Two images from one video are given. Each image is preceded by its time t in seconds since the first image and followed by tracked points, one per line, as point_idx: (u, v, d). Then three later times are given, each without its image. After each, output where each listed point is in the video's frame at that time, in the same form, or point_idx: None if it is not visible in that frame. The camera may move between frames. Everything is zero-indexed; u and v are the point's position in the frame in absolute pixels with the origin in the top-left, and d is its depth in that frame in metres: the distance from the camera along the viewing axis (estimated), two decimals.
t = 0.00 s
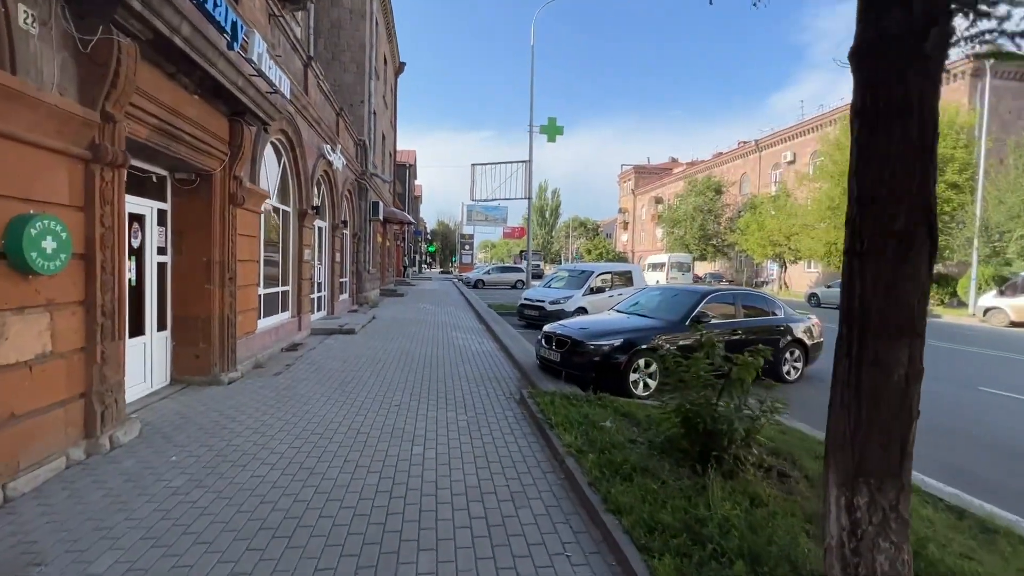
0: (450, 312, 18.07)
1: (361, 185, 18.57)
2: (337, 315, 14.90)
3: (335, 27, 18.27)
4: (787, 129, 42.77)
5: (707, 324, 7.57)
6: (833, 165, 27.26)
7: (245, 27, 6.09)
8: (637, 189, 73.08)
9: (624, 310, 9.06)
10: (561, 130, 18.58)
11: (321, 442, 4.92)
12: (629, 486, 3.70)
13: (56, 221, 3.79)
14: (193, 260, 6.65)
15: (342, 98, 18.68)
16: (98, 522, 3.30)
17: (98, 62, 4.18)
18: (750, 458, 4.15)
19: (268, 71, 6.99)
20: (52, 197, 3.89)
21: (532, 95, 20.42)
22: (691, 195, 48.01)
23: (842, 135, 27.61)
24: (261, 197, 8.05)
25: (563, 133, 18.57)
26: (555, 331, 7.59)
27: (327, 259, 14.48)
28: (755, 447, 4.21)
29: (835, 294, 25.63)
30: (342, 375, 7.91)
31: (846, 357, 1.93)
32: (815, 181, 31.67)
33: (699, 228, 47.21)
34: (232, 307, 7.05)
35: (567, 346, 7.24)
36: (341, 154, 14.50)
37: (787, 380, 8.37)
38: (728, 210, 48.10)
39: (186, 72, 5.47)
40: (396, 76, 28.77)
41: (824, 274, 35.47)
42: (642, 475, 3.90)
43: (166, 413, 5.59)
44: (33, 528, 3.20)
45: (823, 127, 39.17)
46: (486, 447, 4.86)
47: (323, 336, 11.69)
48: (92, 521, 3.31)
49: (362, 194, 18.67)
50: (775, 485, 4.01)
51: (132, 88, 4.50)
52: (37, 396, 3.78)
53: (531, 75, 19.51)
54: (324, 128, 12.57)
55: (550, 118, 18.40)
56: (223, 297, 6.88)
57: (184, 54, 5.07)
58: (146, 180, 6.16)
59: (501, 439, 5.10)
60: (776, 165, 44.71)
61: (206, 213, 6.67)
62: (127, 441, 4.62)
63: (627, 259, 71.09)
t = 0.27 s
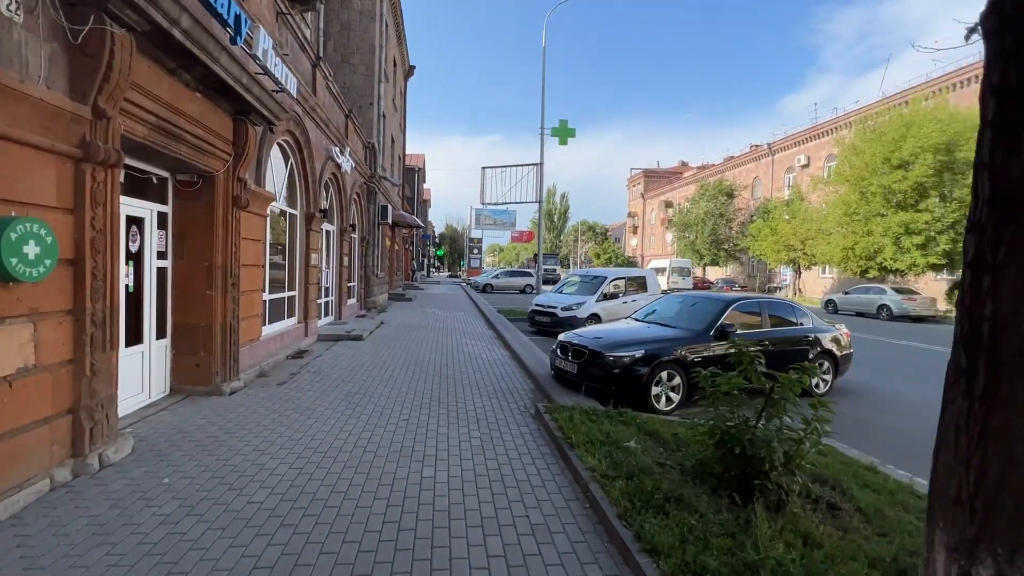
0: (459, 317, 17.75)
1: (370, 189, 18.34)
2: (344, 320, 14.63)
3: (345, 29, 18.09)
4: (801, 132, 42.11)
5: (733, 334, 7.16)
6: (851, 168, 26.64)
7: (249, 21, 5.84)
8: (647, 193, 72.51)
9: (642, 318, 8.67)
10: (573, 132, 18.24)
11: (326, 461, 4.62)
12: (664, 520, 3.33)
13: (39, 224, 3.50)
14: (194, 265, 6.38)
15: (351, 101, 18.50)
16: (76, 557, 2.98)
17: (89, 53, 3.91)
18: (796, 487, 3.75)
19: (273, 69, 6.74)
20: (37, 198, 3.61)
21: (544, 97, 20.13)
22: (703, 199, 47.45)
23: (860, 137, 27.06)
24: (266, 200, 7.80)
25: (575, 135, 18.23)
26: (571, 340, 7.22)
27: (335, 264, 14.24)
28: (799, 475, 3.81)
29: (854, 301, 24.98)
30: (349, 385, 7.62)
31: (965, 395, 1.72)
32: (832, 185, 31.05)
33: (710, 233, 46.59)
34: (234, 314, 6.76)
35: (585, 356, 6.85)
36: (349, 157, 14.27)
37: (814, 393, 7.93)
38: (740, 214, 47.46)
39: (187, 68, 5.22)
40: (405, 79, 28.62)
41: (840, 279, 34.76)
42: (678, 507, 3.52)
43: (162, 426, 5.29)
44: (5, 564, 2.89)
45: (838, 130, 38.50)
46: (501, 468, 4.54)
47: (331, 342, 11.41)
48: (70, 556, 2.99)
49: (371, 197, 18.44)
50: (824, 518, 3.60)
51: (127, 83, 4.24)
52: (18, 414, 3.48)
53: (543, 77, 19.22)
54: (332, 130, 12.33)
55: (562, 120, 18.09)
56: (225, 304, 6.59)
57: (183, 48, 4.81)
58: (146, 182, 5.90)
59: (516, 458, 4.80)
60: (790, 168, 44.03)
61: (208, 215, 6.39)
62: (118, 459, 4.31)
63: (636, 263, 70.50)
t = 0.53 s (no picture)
0: (463, 321, 17.42)
1: (374, 190, 18.06)
2: (346, 323, 14.32)
3: (351, 28, 17.86)
4: (808, 137, 41.80)
5: (755, 343, 6.81)
6: (861, 174, 26.30)
7: (250, 7, 5.56)
8: (651, 198, 72.26)
9: (656, 325, 8.31)
10: (581, 134, 17.94)
11: (327, 476, 4.31)
12: (700, 554, 2.99)
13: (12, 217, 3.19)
14: (189, 264, 6.06)
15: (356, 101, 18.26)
16: None
17: (73, 32, 3.61)
18: (844, 516, 3.37)
19: (276, 61, 6.45)
20: (13, 188, 3.30)
21: (551, 99, 19.88)
22: (708, 204, 47.13)
23: (870, 143, 26.74)
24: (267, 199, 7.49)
25: (582, 137, 17.92)
26: (583, 348, 6.88)
27: (337, 266, 13.93)
28: (847, 502, 3.42)
29: (863, 308, 24.57)
30: (351, 392, 7.30)
31: None
32: (840, 191, 30.73)
33: (715, 238, 46.24)
34: (230, 317, 6.44)
35: (599, 365, 6.50)
36: (354, 157, 13.99)
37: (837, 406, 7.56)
38: (746, 220, 47.11)
39: (183, 55, 4.94)
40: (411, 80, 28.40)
41: (847, 287, 34.36)
42: (713, 537, 3.17)
43: (151, 436, 4.96)
44: None
45: (846, 136, 38.18)
46: (514, 486, 4.23)
47: (332, 346, 11.09)
48: None
49: (374, 198, 18.16)
50: (877, 551, 3.23)
51: (116, 67, 3.95)
52: None
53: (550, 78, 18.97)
54: (336, 128, 12.06)
55: (569, 122, 17.81)
56: (222, 305, 6.28)
57: (178, 32, 4.52)
58: (140, 176, 5.61)
59: (530, 475, 4.47)
60: (796, 174, 43.67)
61: (205, 212, 6.08)
62: (100, 473, 3.98)
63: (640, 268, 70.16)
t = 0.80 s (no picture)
0: (467, 325, 17.08)
1: (377, 191, 17.76)
2: (347, 327, 13.97)
3: (355, 27, 17.59)
4: (815, 142, 41.42)
5: (778, 355, 6.45)
6: (871, 179, 25.92)
7: None
8: (654, 202, 71.95)
9: (670, 333, 7.94)
10: (588, 136, 17.60)
11: (325, 497, 3.97)
12: None
13: None
14: (181, 267, 5.72)
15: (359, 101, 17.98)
16: None
17: (49, 12, 3.28)
18: (901, 557, 2.99)
19: (276, 53, 6.13)
20: None
21: (557, 100, 19.57)
22: (713, 209, 46.75)
23: (879, 147, 26.37)
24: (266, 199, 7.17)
25: (589, 139, 17.58)
26: (596, 358, 6.52)
27: (338, 268, 13.61)
28: (905, 541, 3.05)
29: (873, 315, 24.15)
30: (351, 400, 6.96)
31: None
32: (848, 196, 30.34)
33: (720, 242, 45.85)
34: (224, 323, 6.11)
35: (614, 376, 6.13)
36: (357, 157, 13.69)
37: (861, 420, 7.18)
38: (751, 225, 46.72)
39: (175, 43, 4.63)
40: (415, 81, 28.14)
41: (855, 293, 33.91)
42: None
43: (136, 451, 4.61)
44: None
45: (854, 141, 37.80)
46: (527, 512, 3.88)
47: (333, 351, 10.74)
48: None
49: (377, 200, 17.86)
50: None
51: (99, 53, 3.64)
52: None
53: (557, 79, 18.65)
54: (339, 128, 11.75)
55: (576, 123, 17.49)
56: (216, 310, 5.95)
57: (169, 17, 4.22)
58: (130, 173, 5.30)
59: (544, 497, 4.13)
60: (803, 179, 43.26)
61: (198, 212, 5.76)
62: (74, 496, 3.63)
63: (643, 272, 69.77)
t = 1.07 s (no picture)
0: (466, 327, 16.71)
1: (373, 190, 17.39)
2: (342, 328, 13.59)
3: (353, 22, 17.24)
4: (816, 144, 41.22)
5: (794, 360, 6.09)
6: (875, 181, 25.66)
7: None
8: (654, 204, 71.73)
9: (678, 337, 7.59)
10: (590, 135, 17.27)
11: (309, 515, 3.63)
12: None
13: None
14: (160, 264, 5.35)
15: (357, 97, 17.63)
16: None
17: None
18: None
19: (264, 38, 5.76)
20: None
21: (558, 99, 19.21)
22: (713, 211, 46.49)
23: (883, 149, 26.12)
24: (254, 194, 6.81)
25: (591, 138, 17.26)
26: (603, 363, 6.16)
27: (333, 268, 13.23)
28: None
29: (876, 319, 23.83)
30: (343, 407, 6.58)
31: None
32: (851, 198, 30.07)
33: (721, 245, 45.59)
34: (207, 324, 5.73)
35: (622, 383, 5.77)
36: (353, 155, 13.32)
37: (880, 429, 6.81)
38: (751, 227, 46.48)
39: (151, 21, 4.29)
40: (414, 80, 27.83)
41: (856, 296, 33.65)
42: None
43: (104, 464, 4.22)
44: None
45: (855, 143, 37.59)
46: (532, 535, 3.49)
47: (326, 354, 10.36)
48: None
49: (375, 199, 17.49)
50: None
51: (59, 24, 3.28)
52: None
53: (558, 77, 18.30)
54: (335, 123, 11.39)
55: (577, 122, 17.15)
56: (197, 310, 5.57)
57: None
58: (105, 163, 4.94)
59: (548, 515, 3.78)
60: (804, 181, 43.03)
61: (179, 206, 5.39)
62: (27, 518, 3.25)
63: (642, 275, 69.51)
